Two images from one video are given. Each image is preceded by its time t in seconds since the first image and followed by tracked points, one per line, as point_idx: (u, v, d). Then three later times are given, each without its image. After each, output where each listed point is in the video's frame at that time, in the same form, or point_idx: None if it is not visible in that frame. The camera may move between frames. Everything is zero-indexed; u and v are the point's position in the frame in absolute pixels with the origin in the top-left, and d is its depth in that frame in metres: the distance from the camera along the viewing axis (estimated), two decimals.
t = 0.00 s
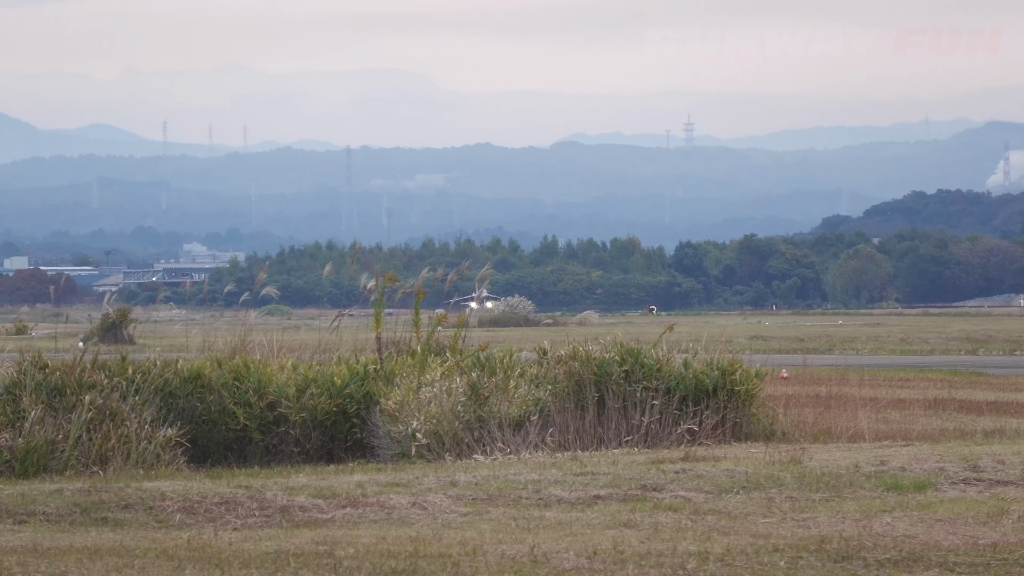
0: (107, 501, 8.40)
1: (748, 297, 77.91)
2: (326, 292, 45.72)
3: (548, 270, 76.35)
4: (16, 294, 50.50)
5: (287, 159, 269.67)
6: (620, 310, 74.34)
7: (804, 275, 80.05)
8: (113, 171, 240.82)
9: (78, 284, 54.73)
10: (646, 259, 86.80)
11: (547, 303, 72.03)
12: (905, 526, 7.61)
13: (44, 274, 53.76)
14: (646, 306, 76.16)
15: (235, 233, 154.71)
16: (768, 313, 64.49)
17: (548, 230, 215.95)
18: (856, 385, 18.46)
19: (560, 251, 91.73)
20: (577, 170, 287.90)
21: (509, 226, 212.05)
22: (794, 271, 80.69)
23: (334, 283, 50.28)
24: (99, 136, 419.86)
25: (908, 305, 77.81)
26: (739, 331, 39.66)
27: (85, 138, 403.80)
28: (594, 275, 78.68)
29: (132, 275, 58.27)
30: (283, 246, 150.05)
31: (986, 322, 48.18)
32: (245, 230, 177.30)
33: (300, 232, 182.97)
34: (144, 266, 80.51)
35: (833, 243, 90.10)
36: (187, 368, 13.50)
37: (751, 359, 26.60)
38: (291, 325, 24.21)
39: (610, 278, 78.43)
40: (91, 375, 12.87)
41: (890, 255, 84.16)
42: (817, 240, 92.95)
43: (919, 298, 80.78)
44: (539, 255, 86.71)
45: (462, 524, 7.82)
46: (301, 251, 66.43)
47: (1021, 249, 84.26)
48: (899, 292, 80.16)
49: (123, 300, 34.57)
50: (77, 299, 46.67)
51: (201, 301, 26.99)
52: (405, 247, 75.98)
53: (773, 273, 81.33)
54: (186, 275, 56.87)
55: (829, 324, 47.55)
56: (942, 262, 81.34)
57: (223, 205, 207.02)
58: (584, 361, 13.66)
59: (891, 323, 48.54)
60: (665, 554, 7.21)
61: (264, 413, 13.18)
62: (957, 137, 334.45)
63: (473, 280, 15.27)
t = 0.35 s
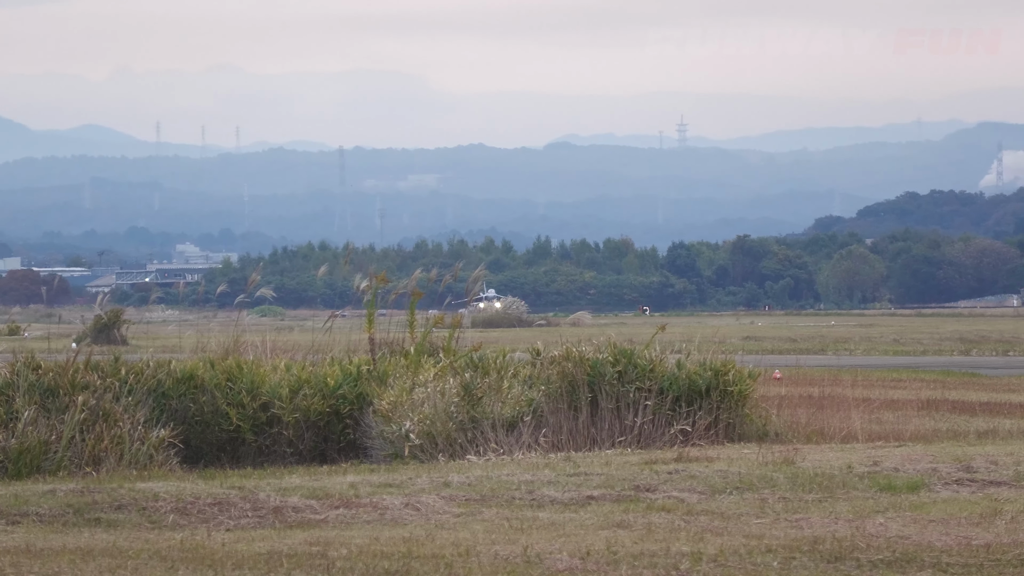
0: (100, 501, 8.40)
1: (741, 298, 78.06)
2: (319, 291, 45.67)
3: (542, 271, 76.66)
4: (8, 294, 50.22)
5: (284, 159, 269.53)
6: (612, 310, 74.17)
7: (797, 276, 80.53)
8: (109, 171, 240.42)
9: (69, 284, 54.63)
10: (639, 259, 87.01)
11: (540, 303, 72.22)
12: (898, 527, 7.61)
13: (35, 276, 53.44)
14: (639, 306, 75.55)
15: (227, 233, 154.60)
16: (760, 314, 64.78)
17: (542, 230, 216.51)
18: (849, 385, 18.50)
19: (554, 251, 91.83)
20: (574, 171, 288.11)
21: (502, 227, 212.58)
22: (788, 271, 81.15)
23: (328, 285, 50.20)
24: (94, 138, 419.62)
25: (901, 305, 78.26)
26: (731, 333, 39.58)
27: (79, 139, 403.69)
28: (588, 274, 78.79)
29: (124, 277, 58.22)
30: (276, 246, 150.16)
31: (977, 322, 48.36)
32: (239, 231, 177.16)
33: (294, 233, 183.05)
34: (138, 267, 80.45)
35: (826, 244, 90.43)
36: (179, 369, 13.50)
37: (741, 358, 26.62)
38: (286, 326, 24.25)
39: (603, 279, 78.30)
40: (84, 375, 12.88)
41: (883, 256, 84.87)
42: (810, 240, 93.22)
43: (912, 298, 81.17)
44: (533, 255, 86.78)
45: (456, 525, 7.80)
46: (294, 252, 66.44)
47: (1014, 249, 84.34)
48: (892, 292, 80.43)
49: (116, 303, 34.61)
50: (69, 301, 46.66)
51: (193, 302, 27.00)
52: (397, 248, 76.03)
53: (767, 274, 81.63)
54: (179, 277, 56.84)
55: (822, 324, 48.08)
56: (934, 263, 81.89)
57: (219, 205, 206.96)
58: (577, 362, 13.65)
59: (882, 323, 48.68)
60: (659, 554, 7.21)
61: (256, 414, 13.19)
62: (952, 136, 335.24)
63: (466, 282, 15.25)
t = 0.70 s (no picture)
0: (85, 501, 8.39)
1: (727, 298, 78.74)
2: (303, 292, 45.44)
3: (529, 270, 76.91)
4: None
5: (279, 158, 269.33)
6: (600, 310, 74.67)
7: (783, 275, 81.04)
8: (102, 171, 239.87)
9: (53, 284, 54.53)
10: (626, 258, 87.35)
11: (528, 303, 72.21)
12: (884, 526, 7.62)
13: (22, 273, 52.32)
14: (625, 306, 76.39)
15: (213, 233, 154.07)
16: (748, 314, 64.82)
17: (530, 229, 216.88)
18: (835, 385, 18.52)
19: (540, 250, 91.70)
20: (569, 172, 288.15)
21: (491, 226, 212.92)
22: (774, 272, 81.58)
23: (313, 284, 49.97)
24: (87, 138, 418.26)
25: (886, 305, 79.70)
26: (718, 332, 39.51)
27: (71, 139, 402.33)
28: (574, 274, 78.84)
29: (109, 276, 58.07)
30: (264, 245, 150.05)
31: (963, 322, 48.44)
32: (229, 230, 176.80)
33: (282, 232, 182.75)
34: (125, 267, 80.20)
35: (812, 244, 91.02)
36: (165, 368, 13.48)
37: (725, 358, 26.61)
38: (271, 325, 24.25)
39: (590, 279, 78.75)
40: (69, 375, 12.88)
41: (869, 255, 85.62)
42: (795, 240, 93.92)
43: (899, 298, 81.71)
44: (520, 255, 86.95)
45: (441, 525, 7.80)
46: (280, 252, 66.30)
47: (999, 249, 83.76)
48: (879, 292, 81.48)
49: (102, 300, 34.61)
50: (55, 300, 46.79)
51: (176, 302, 26.89)
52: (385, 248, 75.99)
53: (753, 273, 82.18)
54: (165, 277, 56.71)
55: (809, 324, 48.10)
56: (920, 262, 82.21)
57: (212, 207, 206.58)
58: (563, 361, 13.65)
59: (869, 323, 48.68)
60: (644, 554, 7.21)
61: (243, 413, 13.18)
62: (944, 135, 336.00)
63: (453, 282, 15.24)
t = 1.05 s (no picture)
0: (70, 501, 8.39)
1: (712, 297, 79.90)
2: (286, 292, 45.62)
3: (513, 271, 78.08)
4: None
5: (273, 158, 269.26)
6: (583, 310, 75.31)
7: (767, 275, 81.95)
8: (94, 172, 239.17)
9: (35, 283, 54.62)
10: (610, 259, 87.92)
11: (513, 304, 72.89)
12: (868, 526, 7.63)
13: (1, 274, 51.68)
14: (609, 307, 77.67)
15: (197, 233, 153.78)
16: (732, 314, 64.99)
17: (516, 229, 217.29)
18: (818, 386, 18.58)
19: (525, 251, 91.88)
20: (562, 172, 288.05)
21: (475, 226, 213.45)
22: (758, 272, 82.45)
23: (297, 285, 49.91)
24: (80, 138, 417.59)
25: (870, 306, 79.70)
26: (702, 332, 39.69)
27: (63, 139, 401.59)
28: (559, 275, 79.28)
29: (92, 276, 58.18)
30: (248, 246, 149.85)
31: (945, 323, 48.70)
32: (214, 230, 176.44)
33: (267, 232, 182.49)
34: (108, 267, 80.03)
35: (796, 244, 91.55)
36: (149, 369, 13.50)
37: (710, 359, 26.74)
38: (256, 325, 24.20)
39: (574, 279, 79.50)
40: (53, 376, 12.90)
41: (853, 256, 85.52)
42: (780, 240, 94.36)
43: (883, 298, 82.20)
44: (504, 255, 87.60)
45: (426, 525, 7.79)
46: (264, 252, 66.41)
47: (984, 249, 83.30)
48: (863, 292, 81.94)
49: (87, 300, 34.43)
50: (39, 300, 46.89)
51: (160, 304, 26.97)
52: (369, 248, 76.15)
53: (736, 274, 83.00)
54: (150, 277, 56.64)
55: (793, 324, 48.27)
56: (904, 262, 82.38)
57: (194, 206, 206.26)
58: (547, 362, 13.66)
59: (853, 323, 48.94)
60: (628, 554, 7.21)
61: (226, 414, 13.19)
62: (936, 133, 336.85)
63: (438, 282, 15.24)
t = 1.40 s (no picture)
0: (57, 501, 8.39)
1: (699, 298, 80.55)
2: (276, 292, 45.90)
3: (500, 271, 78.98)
4: None
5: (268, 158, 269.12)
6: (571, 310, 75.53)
7: (754, 275, 82.91)
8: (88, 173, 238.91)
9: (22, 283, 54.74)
10: (598, 259, 88.85)
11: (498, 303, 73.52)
12: (856, 527, 7.62)
13: None
14: (597, 307, 78.35)
15: (185, 233, 154.11)
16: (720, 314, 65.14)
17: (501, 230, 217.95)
18: (806, 386, 18.59)
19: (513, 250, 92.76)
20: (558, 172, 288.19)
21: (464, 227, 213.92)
22: (745, 272, 83.44)
23: (285, 285, 50.07)
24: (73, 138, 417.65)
25: (856, 306, 81.41)
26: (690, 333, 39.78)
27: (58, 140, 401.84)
28: (547, 274, 80.23)
29: (81, 275, 58.58)
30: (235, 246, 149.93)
31: (933, 323, 48.98)
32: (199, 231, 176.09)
33: (252, 233, 182.22)
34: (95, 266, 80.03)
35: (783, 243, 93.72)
36: (137, 369, 13.50)
37: (698, 360, 26.79)
38: (245, 325, 24.16)
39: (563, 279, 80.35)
40: (41, 376, 12.89)
41: (841, 257, 88.14)
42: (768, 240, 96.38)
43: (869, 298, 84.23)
44: (491, 255, 88.30)
45: (414, 525, 7.79)
46: (253, 251, 66.85)
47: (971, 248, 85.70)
48: (850, 291, 83.64)
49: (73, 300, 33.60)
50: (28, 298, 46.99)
51: (148, 304, 27.10)
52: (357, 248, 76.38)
53: (724, 274, 83.86)
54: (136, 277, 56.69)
55: (781, 324, 48.52)
56: (892, 262, 84.33)
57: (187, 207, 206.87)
58: (535, 362, 13.68)
59: (840, 323, 49.27)
60: (617, 554, 7.21)
61: (214, 414, 13.19)
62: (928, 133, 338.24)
63: (426, 283, 15.24)
